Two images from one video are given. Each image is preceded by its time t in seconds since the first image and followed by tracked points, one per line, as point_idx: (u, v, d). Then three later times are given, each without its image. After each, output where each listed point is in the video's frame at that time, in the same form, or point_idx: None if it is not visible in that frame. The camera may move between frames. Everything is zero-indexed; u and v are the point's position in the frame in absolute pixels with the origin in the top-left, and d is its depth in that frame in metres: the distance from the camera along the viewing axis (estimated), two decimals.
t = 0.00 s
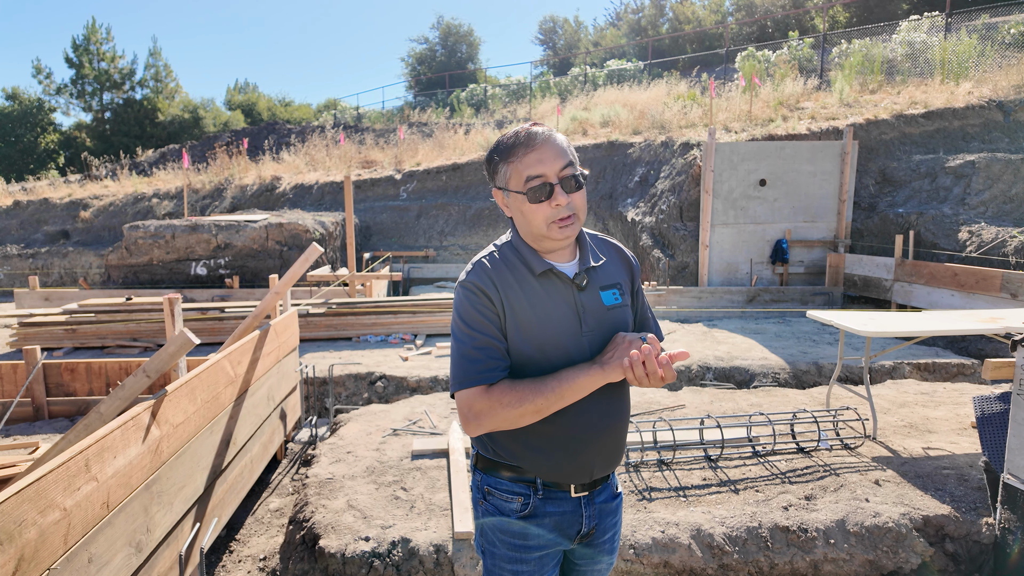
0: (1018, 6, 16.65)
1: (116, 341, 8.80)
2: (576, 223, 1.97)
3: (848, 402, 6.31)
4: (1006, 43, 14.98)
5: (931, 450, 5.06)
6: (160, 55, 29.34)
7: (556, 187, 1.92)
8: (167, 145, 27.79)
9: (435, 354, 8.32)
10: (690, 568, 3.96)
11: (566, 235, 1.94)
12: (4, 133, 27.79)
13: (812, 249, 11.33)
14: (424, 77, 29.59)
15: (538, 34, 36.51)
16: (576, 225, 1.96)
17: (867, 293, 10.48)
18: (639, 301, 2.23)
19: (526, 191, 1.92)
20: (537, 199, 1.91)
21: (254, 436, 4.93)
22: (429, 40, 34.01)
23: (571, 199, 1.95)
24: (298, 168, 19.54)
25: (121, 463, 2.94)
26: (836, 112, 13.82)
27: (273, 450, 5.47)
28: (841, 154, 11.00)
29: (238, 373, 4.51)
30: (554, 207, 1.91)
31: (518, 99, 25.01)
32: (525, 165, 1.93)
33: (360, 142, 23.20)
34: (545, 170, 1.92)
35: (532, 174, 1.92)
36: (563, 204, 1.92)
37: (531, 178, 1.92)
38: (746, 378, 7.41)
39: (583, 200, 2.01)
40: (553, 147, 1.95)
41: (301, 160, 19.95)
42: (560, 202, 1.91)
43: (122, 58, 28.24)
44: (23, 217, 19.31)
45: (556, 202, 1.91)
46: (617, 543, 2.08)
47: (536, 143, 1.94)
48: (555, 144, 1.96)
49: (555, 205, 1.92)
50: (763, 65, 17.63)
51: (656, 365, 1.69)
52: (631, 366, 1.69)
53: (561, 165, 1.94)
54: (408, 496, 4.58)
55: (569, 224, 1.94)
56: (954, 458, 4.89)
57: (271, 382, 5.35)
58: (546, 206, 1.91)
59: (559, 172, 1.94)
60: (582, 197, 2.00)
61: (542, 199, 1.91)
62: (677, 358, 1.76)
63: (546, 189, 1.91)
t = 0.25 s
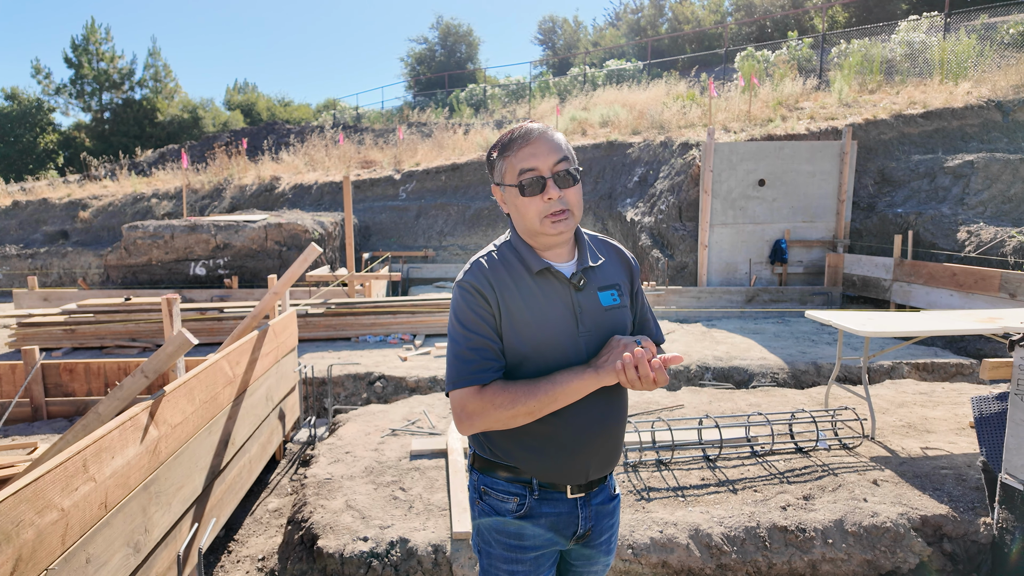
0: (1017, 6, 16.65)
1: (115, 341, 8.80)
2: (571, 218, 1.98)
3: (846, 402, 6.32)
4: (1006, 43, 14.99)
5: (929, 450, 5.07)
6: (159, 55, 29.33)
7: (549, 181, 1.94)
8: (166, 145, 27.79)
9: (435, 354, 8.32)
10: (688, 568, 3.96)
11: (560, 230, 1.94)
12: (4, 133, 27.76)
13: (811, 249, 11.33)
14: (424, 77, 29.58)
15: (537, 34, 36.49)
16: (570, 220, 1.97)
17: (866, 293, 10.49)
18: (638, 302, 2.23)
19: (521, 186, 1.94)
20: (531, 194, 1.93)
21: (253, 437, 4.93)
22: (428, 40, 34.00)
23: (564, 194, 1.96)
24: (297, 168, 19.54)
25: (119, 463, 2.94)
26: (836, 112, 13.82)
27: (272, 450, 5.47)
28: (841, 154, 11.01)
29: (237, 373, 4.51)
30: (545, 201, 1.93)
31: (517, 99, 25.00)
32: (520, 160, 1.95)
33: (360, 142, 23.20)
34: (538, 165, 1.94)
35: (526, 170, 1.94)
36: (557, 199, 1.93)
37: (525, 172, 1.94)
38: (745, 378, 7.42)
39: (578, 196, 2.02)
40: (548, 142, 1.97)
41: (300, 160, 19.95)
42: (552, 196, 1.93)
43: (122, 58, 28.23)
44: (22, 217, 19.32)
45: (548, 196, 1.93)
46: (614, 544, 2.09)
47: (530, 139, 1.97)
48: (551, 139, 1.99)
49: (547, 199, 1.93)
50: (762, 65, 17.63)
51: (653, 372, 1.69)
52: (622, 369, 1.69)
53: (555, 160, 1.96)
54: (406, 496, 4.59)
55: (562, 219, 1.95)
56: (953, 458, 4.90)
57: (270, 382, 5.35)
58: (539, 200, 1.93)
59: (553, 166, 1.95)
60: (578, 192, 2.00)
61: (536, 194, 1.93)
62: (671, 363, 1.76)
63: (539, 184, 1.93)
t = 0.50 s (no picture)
0: (1015, 6, 16.68)
1: (114, 341, 8.80)
2: (569, 215, 1.99)
3: (843, 401, 6.33)
4: (1003, 43, 15.02)
5: (926, 449, 5.08)
6: (158, 55, 29.32)
7: (548, 175, 1.96)
8: (165, 145, 27.79)
9: (433, 354, 8.33)
10: (685, 568, 3.97)
11: (555, 227, 1.96)
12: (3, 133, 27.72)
13: (809, 249, 11.35)
14: (423, 77, 29.60)
15: (536, 35, 36.52)
16: (566, 217, 1.98)
17: (864, 293, 10.52)
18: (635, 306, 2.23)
19: (524, 181, 1.97)
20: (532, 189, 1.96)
21: (251, 437, 4.93)
22: (428, 40, 34.01)
23: (564, 191, 1.97)
24: (296, 168, 19.54)
25: (117, 463, 2.94)
26: (834, 112, 13.84)
27: (270, 451, 5.47)
28: (839, 155, 11.03)
29: (235, 374, 4.51)
30: (539, 194, 1.96)
31: (516, 99, 25.02)
32: (523, 155, 1.98)
33: (358, 143, 23.20)
34: (539, 159, 1.97)
35: (530, 164, 1.97)
36: (557, 196, 1.96)
37: (527, 167, 1.97)
38: (743, 378, 7.43)
39: (578, 194, 2.03)
40: (553, 139, 2.00)
41: (299, 160, 19.96)
42: (547, 190, 1.96)
43: (120, 58, 28.21)
44: (21, 217, 19.30)
45: (544, 189, 1.96)
46: (609, 545, 2.09)
47: (536, 134, 2.00)
48: (555, 136, 2.02)
49: (541, 194, 1.96)
50: (761, 65, 17.65)
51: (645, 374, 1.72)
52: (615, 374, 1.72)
53: (558, 157, 1.98)
54: (404, 497, 4.59)
55: (560, 215, 1.97)
56: (949, 458, 4.91)
57: (268, 382, 5.35)
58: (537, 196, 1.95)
59: (555, 162, 1.98)
60: (577, 190, 2.01)
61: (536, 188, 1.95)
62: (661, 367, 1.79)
63: (540, 179, 1.96)
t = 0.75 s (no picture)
0: (1014, 6, 16.70)
1: (113, 341, 8.79)
2: (578, 218, 2.00)
3: (843, 401, 6.34)
4: (1002, 43, 15.02)
5: (925, 449, 5.09)
6: (157, 55, 29.29)
7: (562, 178, 1.97)
8: (164, 145, 27.76)
9: (432, 354, 8.32)
10: (684, 567, 3.98)
11: (561, 228, 1.97)
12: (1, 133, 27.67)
13: (808, 249, 11.36)
14: (422, 77, 29.59)
15: (535, 35, 36.53)
16: (574, 221, 1.99)
17: (863, 293, 10.54)
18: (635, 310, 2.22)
19: (536, 179, 1.97)
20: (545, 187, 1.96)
21: (250, 437, 4.93)
22: (427, 40, 34.00)
23: (576, 194, 1.98)
24: (295, 168, 19.55)
25: (116, 463, 2.95)
26: (833, 112, 13.85)
27: (269, 451, 5.46)
28: (838, 155, 11.04)
29: (234, 373, 4.51)
30: (550, 196, 1.96)
31: (516, 99, 25.02)
32: (540, 154, 1.98)
33: (358, 142, 23.19)
34: (555, 160, 1.97)
35: (544, 164, 1.97)
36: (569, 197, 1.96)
37: (543, 165, 1.97)
38: (742, 378, 7.43)
39: (589, 199, 2.04)
40: (571, 142, 2.00)
41: (298, 160, 19.95)
42: (559, 193, 1.96)
43: (119, 58, 28.17)
44: (19, 217, 19.28)
45: (556, 192, 1.96)
46: (606, 544, 2.09)
47: (555, 135, 2.00)
48: (572, 139, 2.02)
49: (552, 195, 1.96)
50: (760, 65, 17.66)
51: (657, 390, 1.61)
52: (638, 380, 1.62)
53: (574, 161, 1.99)
54: (403, 496, 4.59)
55: (568, 217, 1.97)
56: (948, 457, 4.91)
57: (267, 382, 5.35)
58: (547, 195, 1.96)
59: (570, 165, 1.98)
60: (588, 196, 2.02)
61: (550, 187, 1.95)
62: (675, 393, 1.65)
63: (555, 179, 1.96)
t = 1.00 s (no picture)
0: (1014, 6, 16.70)
1: (113, 341, 8.79)
2: (589, 219, 1.99)
3: (843, 400, 6.34)
4: (1003, 43, 15.02)
5: (926, 448, 5.09)
6: (157, 55, 29.28)
7: (581, 179, 1.95)
8: (164, 144, 27.76)
9: (432, 354, 8.32)
10: (685, 566, 3.98)
11: (582, 231, 1.97)
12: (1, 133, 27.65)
13: (808, 249, 11.36)
14: (422, 77, 29.59)
15: (535, 35, 36.52)
16: (587, 222, 1.99)
17: (864, 293, 10.54)
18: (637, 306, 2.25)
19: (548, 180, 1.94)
20: (560, 189, 1.93)
21: (250, 436, 4.93)
22: (427, 40, 34.00)
23: (590, 196, 1.97)
24: (295, 168, 19.55)
25: (117, 462, 2.94)
26: (833, 112, 13.85)
27: (270, 450, 5.47)
28: (838, 154, 11.04)
29: (235, 373, 4.51)
30: (572, 199, 1.94)
31: (516, 99, 25.01)
32: (552, 154, 1.94)
33: (358, 142, 23.19)
34: (574, 161, 1.95)
35: (563, 167, 1.94)
36: (581, 198, 1.94)
37: (557, 166, 1.94)
38: (742, 378, 7.43)
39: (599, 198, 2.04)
40: (583, 142, 1.98)
41: (298, 160, 19.95)
42: (581, 195, 1.94)
43: (119, 58, 28.16)
44: (19, 217, 19.28)
45: (577, 194, 1.94)
46: (609, 545, 2.10)
47: (567, 134, 1.97)
48: (585, 139, 2.00)
49: (575, 198, 1.94)
50: (760, 65, 17.66)
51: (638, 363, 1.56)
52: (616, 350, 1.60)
53: (586, 161, 1.97)
54: (404, 495, 4.59)
55: (582, 220, 1.97)
56: (948, 457, 4.91)
57: (267, 382, 5.35)
58: (567, 196, 1.93)
59: (586, 166, 1.97)
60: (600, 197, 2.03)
61: (566, 188, 1.93)
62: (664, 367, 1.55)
63: (571, 180, 1.93)
